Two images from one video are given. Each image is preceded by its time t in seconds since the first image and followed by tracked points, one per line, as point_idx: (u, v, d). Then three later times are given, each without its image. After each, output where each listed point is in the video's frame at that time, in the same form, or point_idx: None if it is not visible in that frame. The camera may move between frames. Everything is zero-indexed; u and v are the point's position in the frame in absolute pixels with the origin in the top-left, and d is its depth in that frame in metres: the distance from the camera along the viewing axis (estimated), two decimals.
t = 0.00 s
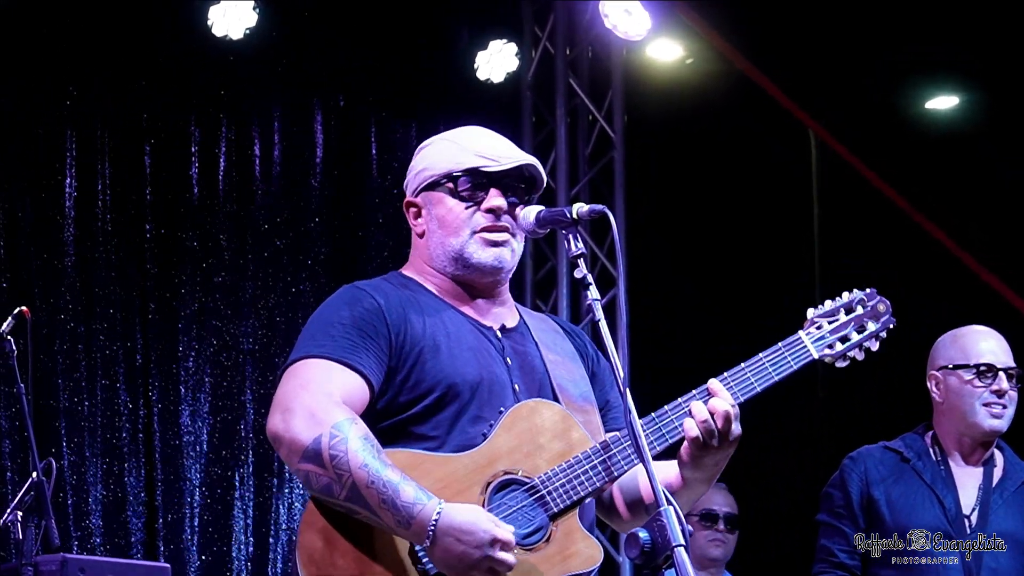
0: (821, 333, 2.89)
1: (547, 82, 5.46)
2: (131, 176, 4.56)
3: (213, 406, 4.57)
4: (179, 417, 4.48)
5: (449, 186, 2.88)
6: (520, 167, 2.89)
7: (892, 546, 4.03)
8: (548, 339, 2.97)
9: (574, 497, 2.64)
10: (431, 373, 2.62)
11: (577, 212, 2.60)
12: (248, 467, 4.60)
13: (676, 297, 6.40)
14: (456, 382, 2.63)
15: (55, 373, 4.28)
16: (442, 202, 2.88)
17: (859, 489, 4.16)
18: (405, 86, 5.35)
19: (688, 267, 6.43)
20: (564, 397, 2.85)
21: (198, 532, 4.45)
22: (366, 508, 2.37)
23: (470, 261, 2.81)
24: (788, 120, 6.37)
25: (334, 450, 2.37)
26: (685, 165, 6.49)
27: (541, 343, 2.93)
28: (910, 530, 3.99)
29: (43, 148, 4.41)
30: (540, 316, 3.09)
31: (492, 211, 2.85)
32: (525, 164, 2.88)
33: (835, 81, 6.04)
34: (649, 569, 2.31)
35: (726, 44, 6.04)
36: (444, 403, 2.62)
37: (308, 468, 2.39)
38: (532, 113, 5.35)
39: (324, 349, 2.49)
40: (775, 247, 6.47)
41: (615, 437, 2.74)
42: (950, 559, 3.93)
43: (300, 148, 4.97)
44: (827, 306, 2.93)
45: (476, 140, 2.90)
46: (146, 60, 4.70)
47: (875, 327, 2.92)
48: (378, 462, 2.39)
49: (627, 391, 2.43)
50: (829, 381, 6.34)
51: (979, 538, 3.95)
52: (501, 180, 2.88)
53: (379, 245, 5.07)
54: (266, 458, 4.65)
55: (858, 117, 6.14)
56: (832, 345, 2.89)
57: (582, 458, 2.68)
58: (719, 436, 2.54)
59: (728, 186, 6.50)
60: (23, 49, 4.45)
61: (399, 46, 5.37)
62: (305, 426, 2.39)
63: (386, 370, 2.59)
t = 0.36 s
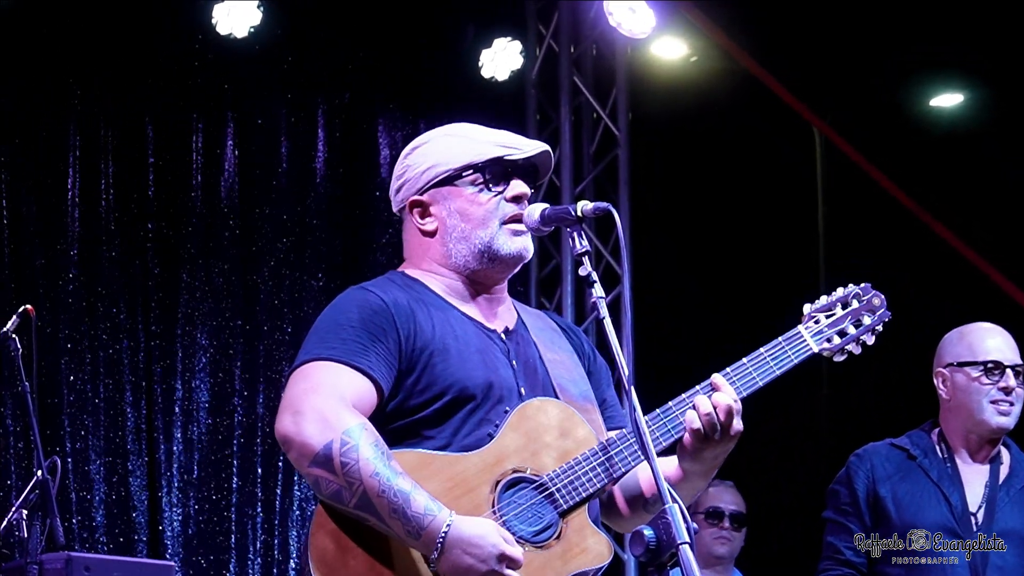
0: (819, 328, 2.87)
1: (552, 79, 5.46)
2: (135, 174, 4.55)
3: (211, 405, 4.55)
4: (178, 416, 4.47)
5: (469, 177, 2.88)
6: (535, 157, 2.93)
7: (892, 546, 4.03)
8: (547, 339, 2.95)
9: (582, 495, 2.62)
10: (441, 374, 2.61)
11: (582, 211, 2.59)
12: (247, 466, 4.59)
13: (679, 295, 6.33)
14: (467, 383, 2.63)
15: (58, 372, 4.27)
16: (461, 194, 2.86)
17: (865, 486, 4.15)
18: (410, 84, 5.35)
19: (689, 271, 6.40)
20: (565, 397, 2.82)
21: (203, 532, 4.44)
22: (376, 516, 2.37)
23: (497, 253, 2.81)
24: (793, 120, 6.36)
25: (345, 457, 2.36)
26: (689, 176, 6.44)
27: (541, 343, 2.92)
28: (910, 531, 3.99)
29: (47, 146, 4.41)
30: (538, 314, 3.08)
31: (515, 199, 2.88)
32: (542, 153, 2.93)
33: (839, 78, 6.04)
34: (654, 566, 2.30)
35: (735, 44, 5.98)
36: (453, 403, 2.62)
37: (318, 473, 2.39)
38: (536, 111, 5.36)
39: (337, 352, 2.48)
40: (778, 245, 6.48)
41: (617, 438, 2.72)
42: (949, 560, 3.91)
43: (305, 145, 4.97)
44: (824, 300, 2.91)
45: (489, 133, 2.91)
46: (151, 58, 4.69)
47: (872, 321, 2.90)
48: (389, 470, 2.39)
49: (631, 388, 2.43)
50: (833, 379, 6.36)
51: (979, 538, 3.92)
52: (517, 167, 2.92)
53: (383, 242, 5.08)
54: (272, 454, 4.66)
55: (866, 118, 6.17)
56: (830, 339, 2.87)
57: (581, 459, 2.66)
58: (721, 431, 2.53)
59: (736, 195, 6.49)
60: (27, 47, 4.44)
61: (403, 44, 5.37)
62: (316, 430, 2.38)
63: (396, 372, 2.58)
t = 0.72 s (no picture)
0: (832, 333, 2.86)
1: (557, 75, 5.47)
2: (139, 169, 4.55)
3: (217, 401, 4.56)
4: (184, 411, 4.47)
5: (450, 184, 2.72)
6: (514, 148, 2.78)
7: (892, 546, 3.99)
8: (550, 331, 2.82)
9: (595, 495, 2.55)
10: (455, 371, 2.51)
11: (588, 205, 2.60)
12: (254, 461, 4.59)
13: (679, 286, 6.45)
14: (482, 380, 2.52)
15: (62, 368, 4.26)
16: (445, 202, 2.71)
17: (872, 481, 4.10)
18: (413, 81, 5.37)
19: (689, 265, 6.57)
20: (571, 393, 2.72)
21: (206, 526, 4.45)
22: (388, 519, 2.27)
23: (491, 254, 2.70)
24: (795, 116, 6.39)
25: (357, 460, 2.27)
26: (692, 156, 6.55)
27: (545, 336, 2.80)
28: (909, 531, 3.95)
29: (51, 140, 4.41)
30: (539, 302, 2.97)
31: (501, 196, 2.76)
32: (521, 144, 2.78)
33: (843, 73, 6.05)
34: (659, 561, 2.28)
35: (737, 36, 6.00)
36: (468, 399, 2.52)
37: (329, 476, 2.29)
38: (540, 107, 5.36)
39: (344, 352, 2.37)
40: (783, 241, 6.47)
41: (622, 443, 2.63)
42: (949, 559, 3.86)
43: (309, 140, 4.97)
44: (836, 305, 2.91)
45: (462, 132, 2.73)
46: (155, 53, 4.69)
47: (881, 327, 2.93)
48: (402, 472, 2.30)
49: (635, 382, 2.43)
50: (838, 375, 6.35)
51: (978, 538, 3.87)
52: (501, 164, 2.78)
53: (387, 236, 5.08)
54: (277, 447, 4.65)
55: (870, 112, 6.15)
56: (841, 344, 2.87)
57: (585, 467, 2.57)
58: (736, 436, 2.50)
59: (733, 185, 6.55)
60: (31, 42, 4.45)
61: (408, 38, 5.38)
62: (327, 433, 2.28)
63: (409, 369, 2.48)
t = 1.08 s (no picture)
0: (824, 334, 2.84)
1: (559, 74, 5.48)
2: (141, 168, 4.55)
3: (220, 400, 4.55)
4: (188, 408, 4.47)
5: (461, 168, 2.74)
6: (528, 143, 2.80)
7: (892, 546, 3.98)
8: (549, 332, 2.83)
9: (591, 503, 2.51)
10: (453, 370, 2.48)
11: (589, 204, 2.58)
12: (257, 459, 4.59)
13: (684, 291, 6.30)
14: (479, 380, 2.50)
15: (64, 366, 4.27)
16: (455, 184, 2.73)
17: (875, 479, 4.08)
18: (414, 80, 5.35)
19: (690, 263, 6.53)
20: (568, 393, 2.71)
21: (211, 525, 4.45)
22: (358, 535, 2.18)
23: (495, 241, 2.69)
24: (797, 114, 6.39)
25: (346, 467, 2.19)
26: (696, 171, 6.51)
27: (544, 337, 2.80)
28: (909, 531, 3.94)
29: (54, 139, 4.41)
30: (537, 307, 2.96)
31: (510, 185, 2.76)
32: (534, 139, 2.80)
33: (845, 72, 6.06)
34: (659, 560, 2.27)
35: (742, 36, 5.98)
36: (465, 400, 2.49)
37: (318, 475, 2.22)
38: (542, 105, 5.36)
39: (351, 349, 2.31)
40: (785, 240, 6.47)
41: (624, 445, 2.61)
42: (948, 559, 3.84)
43: (311, 139, 4.97)
44: (828, 305, 2.88)
45: (479, 121, 2.78)
46: (157, 52, 4.69)
47: (874, 326, 2.88)
48: (386, 493, 2.19)
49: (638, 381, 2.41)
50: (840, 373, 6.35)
51: (978, 538, 3.86)
52: (510, 154, 2.79)
53: (390, 236, 5.08)
54: (276, 446, 4.65)
55: (873, 110, 6.19)
56: (834, 345, 2.85)
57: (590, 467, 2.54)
58: (731, 441, 2.48)
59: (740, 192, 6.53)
60: (34, 41, 4.45)
61: (411, 37, 5.38)
62: (328, 432, 2.21)
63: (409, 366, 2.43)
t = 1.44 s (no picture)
0: (825, 330, 2.83)
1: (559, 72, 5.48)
2: (140, 167, 4.55)
3: (219, 398, 4.55)
4: (187, 405, 4.47)
5: (496, 175, 2.71)
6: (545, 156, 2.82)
7: (892, 545, 3.94)
8: (535, 326, 2.81)
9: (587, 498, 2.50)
10: (438, 377, 2.46)
11: (589, 203, 2.53)
12: (256, 457, 4.59)
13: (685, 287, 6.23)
14: (465, 387, 2.48)
15: (64, 364, 4.28)
16: (490, 189, 2.69)
17: (872, 478, 4.06)
18: (413, 80, 5.34)
19: (690, 262, 6.53)
20: (558, 388, 2.70)
21: (210, 523, 4.45)
22: (414, 487, 2.21)
23: (516, 251, 2.69)
24: (797, 113, 6.39)
25: (375, 431, 2.19)
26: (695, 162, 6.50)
27: (529, 332, 2.77)
28: (909, 530, 3.90)
29: (53, 138, 4.41)
30: (521, 299, 2.94)
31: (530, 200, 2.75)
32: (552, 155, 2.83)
33: (844, 71, 6.06)
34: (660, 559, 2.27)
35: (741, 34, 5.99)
36: (450, 407, 2.48)
37: (346, 449, 2.20)
38: (542, 104, 5.36)
39: (342, 340, 2.30)
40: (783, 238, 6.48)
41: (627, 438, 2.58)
42: (949, 560, 3.80)
43: (311, 138, 4.97)
44: (829, 300, 2.85)
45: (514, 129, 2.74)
46: (157, 51, 4.70)
47: (875, 321, 2.87)
48: (420, 442, 2.24)
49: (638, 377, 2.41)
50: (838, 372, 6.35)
51: (978, 538, 3.82)
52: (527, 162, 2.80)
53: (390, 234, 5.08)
54: (275, 445, 4.64)
55: (872, 109, 6.20)
56: (835, 341, 2.84)
57: (589, 461, 2.53)
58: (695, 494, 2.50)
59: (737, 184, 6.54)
60: (34, 40, 4.45)
61: (410, 36, 5.39)
62: (338, 408, 2.19)
63: (395, 368, 2.42)
